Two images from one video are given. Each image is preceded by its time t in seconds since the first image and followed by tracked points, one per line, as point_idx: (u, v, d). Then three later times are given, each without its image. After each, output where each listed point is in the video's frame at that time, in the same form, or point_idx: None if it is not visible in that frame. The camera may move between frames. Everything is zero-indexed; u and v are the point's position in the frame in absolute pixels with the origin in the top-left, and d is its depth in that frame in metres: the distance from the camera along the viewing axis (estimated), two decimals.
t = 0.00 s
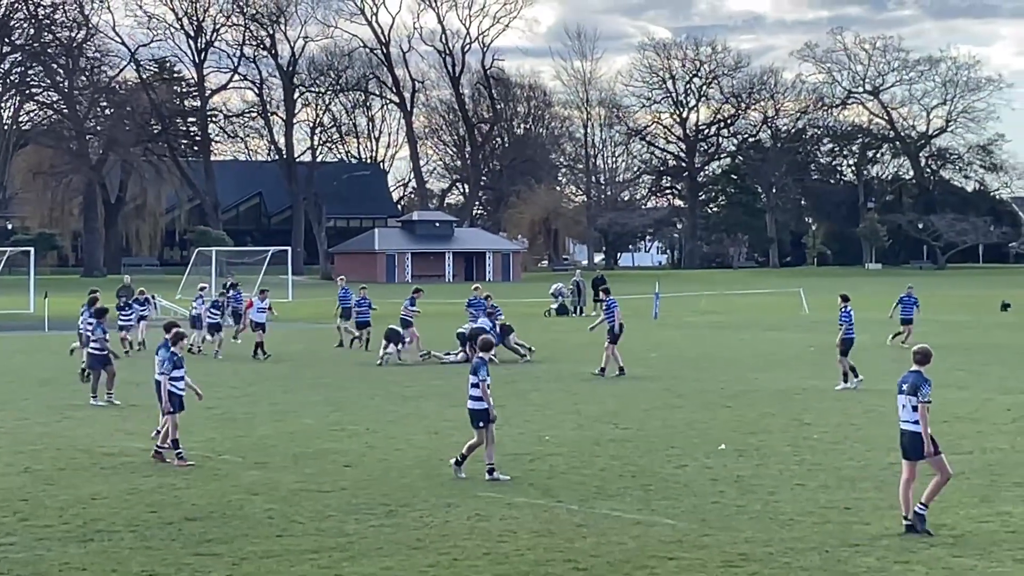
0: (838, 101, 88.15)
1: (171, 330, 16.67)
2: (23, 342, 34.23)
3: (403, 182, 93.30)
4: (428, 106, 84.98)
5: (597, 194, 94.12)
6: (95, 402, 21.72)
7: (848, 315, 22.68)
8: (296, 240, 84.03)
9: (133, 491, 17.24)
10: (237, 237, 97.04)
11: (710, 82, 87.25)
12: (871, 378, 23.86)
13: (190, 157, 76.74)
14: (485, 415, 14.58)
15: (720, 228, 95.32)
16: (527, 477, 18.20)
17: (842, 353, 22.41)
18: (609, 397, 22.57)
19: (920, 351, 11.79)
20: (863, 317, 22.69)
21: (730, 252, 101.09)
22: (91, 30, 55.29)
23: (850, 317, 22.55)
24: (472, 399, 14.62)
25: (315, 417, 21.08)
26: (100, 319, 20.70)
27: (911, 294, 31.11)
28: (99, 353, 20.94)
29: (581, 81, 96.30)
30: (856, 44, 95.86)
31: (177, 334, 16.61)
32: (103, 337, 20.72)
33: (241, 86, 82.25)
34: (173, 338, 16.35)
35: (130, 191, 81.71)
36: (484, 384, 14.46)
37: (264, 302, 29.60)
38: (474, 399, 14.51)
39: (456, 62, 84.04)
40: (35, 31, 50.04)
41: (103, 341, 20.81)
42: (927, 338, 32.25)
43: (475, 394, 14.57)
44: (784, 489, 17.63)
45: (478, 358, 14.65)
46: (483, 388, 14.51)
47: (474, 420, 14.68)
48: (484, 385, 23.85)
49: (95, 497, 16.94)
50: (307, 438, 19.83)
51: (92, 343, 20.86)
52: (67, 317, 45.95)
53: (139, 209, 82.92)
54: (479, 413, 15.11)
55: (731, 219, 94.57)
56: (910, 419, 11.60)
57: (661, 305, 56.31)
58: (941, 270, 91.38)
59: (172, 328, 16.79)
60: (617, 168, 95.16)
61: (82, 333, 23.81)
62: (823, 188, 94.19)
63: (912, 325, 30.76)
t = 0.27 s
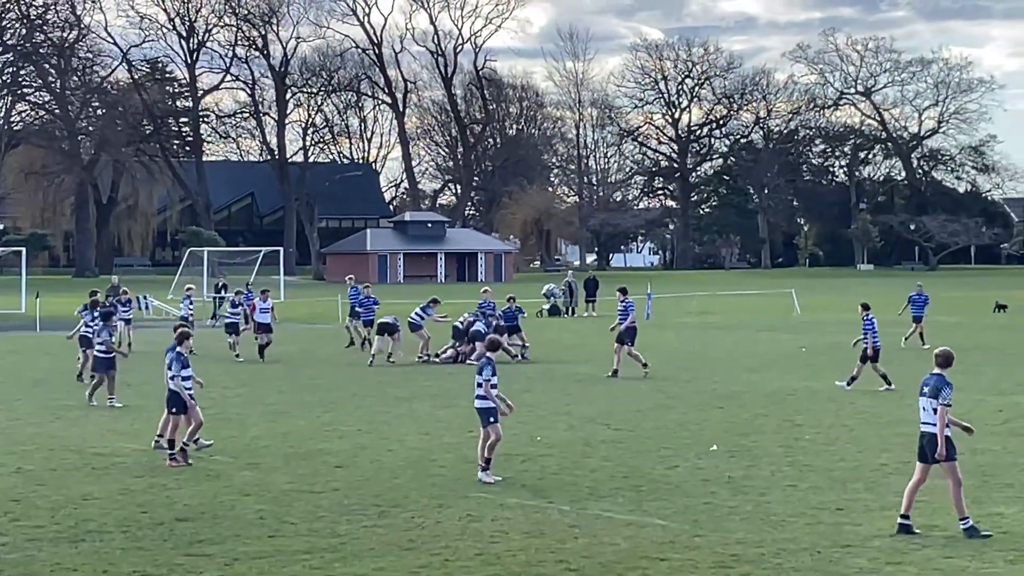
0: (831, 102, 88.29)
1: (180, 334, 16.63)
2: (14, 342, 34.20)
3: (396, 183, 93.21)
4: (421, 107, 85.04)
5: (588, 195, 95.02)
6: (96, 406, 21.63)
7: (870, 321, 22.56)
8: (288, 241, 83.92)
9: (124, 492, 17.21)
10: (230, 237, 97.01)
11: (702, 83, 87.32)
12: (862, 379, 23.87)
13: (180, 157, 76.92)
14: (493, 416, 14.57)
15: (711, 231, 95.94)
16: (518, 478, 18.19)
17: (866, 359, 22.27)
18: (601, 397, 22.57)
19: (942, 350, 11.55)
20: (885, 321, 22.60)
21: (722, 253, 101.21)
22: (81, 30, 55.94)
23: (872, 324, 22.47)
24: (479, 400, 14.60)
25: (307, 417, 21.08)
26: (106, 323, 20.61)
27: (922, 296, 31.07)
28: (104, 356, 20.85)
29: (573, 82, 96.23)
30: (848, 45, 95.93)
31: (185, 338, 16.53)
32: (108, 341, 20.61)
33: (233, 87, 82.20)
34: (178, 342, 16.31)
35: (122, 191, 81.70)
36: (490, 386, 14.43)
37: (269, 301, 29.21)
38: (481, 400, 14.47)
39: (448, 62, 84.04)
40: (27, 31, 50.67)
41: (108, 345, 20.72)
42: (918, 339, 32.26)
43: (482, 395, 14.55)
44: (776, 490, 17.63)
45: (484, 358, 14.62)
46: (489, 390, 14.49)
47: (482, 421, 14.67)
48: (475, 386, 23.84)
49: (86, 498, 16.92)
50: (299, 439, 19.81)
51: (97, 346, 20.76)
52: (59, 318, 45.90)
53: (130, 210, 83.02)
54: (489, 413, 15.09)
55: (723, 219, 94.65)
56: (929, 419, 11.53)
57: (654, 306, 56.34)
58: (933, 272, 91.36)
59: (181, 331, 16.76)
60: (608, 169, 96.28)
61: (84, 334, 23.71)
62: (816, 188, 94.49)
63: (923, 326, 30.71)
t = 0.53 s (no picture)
0: (826, 103, 88.07)
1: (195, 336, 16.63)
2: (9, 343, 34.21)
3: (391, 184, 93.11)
4: (415, 108, 85.04)
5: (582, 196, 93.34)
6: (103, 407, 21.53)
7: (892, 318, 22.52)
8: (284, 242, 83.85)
9: (119, 493, 17.21)
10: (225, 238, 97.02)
11: (697, 84, 87.32)
12: (858, 380, 23.87)
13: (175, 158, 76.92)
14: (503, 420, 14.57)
15: (707, 232, 97.14)
16: (513, 479, 18.19)
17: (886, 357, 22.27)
18: (594, 398, 22.58)
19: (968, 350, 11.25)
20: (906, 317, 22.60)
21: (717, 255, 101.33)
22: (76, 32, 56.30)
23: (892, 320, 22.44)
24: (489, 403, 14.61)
25: (302, 418, 21.08)
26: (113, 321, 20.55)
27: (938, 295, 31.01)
28: (110, 355, 20.81)
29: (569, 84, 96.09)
30: (844, 46, 95.91)
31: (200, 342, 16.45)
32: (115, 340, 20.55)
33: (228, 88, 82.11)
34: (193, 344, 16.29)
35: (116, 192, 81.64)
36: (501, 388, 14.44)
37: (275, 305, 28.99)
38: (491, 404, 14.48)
39: (443, 64, 83.95)
40: (22, 31, 51.25)
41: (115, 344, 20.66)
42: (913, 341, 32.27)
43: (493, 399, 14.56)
44: (770, 491, 17.63)
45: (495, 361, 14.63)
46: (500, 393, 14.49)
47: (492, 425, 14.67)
48: (469, 387, 23.85)
49: (81, 499, 16.93)
50: (294, 440, 19.81)
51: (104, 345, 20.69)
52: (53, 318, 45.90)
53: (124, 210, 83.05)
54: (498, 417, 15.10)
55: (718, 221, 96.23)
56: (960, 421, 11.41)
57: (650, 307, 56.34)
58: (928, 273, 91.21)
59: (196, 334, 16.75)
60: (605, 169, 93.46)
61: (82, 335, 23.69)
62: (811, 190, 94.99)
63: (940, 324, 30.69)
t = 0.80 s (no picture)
0: (822, 104, 88.10)
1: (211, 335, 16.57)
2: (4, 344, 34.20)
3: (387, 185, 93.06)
4: (412, 109, 84.98)
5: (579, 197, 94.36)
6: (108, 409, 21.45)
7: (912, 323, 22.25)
8: (280, 242, 83.81)
9: (115, 494, 17.22)
10: (221, 238, 97.03)
11: (693, 85, 87.33)
12: (854, 381, 23.88)
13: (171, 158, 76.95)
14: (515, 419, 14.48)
15: (703, 232, 97.17)
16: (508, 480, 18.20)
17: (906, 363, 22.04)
18: (590, 399, 22.58)
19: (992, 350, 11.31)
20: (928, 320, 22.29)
21: (713, 255, 101.33)
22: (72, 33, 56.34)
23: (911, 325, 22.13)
24: (501, 403, 14.52)
25: (298, 419, 21.08)
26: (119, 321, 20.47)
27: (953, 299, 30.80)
28: (116, 356, 20.74)
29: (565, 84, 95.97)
30: (839, 47, 95.88)
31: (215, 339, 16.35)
32: (120, 340, 20.47)
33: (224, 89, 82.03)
34: (208, 343, 16.24)
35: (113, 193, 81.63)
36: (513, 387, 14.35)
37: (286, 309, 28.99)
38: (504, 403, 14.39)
39: (439, 64, 83.95)
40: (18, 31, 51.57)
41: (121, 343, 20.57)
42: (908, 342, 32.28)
43: (505, 398, 14.48)
44: (766, 492, 17.65)
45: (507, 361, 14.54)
46: (512, 391, 14.40)
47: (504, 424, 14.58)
48: (465, 387, 23.84)
49: (78, 500, 16.93)
50: (290, 441, 19.80)
51: (109, 344, 20.60)
52: (50, 319, 45.88)
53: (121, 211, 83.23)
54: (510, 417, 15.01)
55: (714, 222, 96.04)
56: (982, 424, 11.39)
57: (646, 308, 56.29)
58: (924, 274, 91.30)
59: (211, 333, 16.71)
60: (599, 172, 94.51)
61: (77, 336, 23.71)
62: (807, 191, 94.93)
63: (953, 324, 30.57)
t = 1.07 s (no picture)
0: (819, 105, 88.05)
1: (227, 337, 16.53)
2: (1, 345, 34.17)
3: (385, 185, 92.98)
4: (409, 109, 84.99)
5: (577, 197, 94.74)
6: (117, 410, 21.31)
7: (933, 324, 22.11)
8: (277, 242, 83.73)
9: (112, 495, 17.19)
10: (218, 238, 96.99)
11: (690, 86, 87.36)
12: (851, 382, 23.90)
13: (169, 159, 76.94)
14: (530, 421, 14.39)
15: (700, 232, 97.37)
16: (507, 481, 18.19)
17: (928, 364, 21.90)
18: (588, 400, 22.58)
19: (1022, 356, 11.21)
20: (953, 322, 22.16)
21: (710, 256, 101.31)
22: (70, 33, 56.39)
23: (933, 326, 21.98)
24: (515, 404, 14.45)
25: (295, 419, 21.06)
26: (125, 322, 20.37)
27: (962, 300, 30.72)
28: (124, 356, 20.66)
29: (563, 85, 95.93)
30: (837, 48, 95.87)
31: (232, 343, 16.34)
32: (127, 340, 20.42)
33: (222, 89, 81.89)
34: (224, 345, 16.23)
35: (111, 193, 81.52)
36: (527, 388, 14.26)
37: (290, 307, 29.05)
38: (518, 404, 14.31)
39: (437, 65, 83.92)
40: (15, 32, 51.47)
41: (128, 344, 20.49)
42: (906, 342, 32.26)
43: (519, 399, 14.41)
44: (763, 493, 17.65)
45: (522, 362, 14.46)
46: (527, 393, 14.31)
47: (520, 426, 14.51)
48: (462, 388, 23.83)
49: (74, 500, 16.91)
50: (287, 441, 19.79)
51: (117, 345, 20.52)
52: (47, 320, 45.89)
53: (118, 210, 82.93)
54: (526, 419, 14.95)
55: (712, 222, 95.87)
56: (1013, 427, 11.31)
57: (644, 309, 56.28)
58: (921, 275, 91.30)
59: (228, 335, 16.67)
60: (597, 172, 95.13)
61: (71, 336, 23.73)
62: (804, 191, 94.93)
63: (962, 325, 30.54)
